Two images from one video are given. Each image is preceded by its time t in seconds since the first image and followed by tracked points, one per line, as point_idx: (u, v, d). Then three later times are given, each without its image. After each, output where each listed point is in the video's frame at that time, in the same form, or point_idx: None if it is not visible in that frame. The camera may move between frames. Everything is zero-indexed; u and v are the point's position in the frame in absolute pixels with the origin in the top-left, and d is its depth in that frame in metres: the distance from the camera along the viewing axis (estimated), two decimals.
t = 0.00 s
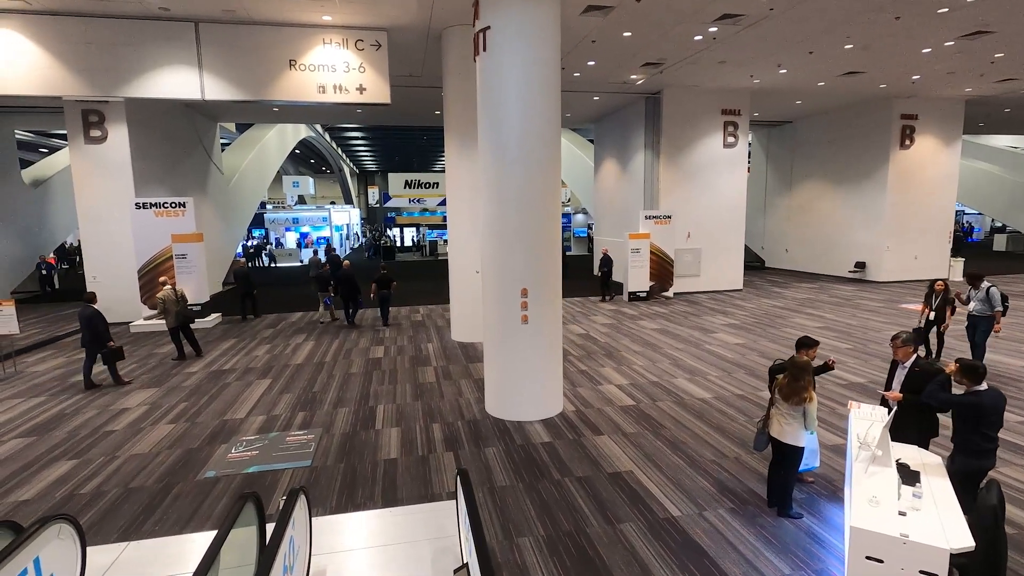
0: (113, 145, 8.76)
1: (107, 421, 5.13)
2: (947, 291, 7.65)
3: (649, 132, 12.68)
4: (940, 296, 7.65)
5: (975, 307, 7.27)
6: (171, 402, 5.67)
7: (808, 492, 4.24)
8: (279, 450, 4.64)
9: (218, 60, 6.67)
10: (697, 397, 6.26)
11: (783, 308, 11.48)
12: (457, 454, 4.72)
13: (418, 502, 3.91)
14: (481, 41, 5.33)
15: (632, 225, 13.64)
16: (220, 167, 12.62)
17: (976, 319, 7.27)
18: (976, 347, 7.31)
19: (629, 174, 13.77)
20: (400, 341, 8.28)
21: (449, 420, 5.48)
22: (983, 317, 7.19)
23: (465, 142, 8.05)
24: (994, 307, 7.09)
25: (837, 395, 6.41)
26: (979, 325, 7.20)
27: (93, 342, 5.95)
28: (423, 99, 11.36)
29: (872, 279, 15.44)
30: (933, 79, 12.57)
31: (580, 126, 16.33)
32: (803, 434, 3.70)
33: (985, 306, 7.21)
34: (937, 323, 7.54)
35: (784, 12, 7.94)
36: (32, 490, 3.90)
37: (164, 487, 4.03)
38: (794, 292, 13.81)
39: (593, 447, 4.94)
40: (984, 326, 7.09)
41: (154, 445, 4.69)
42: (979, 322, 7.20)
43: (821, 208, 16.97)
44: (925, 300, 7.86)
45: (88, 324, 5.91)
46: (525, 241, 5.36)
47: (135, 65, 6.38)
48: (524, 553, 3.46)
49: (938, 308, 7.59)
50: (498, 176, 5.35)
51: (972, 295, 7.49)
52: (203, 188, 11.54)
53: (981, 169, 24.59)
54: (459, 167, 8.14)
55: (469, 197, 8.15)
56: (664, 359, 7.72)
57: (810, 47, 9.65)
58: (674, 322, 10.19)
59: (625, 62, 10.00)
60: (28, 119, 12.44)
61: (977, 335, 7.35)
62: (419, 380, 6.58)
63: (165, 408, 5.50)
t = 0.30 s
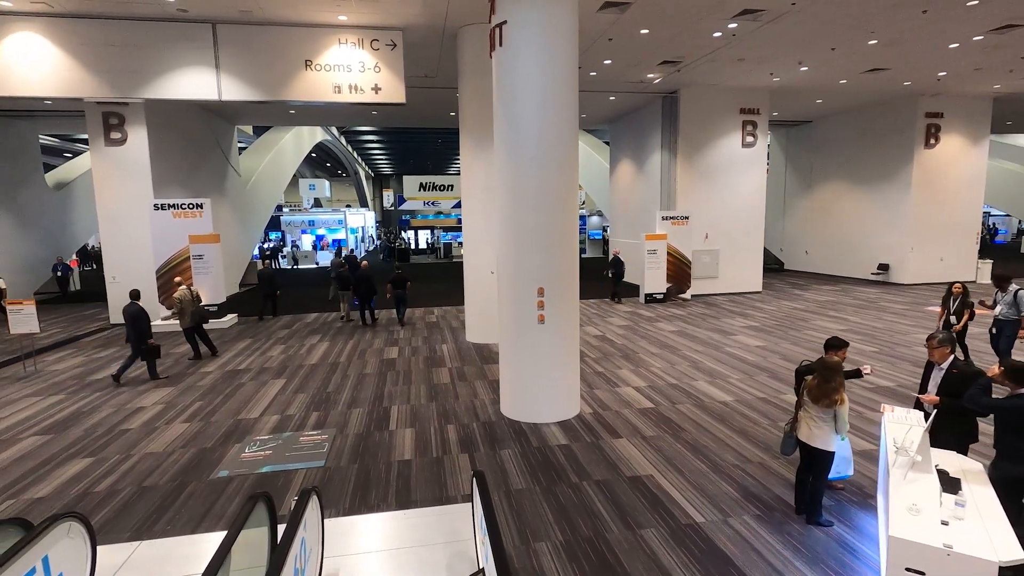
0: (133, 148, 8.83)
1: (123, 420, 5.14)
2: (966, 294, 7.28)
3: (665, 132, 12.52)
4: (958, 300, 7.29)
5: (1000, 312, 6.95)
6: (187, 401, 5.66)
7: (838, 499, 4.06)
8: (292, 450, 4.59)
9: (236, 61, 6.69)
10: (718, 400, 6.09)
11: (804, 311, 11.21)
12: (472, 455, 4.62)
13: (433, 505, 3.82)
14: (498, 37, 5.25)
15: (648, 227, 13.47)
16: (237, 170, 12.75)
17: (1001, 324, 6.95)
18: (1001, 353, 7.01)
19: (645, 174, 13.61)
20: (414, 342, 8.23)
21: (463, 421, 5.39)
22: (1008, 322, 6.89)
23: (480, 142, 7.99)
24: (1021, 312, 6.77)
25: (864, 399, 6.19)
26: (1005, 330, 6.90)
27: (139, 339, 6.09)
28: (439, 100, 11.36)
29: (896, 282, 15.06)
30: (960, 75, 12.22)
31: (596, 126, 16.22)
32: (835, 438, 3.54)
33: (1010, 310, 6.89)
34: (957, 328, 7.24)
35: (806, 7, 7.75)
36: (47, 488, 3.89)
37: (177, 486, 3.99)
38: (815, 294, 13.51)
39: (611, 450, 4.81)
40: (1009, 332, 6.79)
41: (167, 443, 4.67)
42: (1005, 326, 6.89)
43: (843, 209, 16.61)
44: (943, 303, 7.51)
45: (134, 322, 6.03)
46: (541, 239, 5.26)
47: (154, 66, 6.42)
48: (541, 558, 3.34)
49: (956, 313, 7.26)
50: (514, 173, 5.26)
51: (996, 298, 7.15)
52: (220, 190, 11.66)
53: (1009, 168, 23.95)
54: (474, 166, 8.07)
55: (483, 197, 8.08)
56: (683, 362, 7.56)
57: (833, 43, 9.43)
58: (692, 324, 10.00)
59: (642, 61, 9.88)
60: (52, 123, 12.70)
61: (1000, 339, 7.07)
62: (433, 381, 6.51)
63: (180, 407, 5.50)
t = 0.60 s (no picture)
0: (153, 149, 9.00)
1: (141, 418, 5.15)
2: (990, 293, 6.94)
3: (684, 130, 12.33)
4: (981, 299, 6.98)
5: None
6: (205, 399, 5.67)
7: (872, 504, 3.87)
8: (308, 449, 4.55)
9: (254, 61, 6.72)
10: (742, 401, 5.91)
11: (829, 311, 10.91)
12: (489, 455, 4.53)
13: (450, 506, 3.73)
14: (515, 30, 5.16)
15: (667, 226, 13.28)
16: (255, 172, 12.89)
17: None
18: None
19: (663, 173, 13.43)
20: (430, 342, 8.18)
21: (480, 421, 5.30)
22: None
23: (496, 140, 7.92)
24: None
25: (895, 401, 5.95)
26: None
27: (179, 334, 6.30)
28: (455, 100, 11.33)
29: (923, 282, 14.62)
30: (992, 68, 11.82)
31: (613, 125, 16.07)
32: (870, 440, 3.37)
33: None
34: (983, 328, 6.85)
35: None
36: (66, 485, 3.90)
37: (193, 484, 3.97)
38: (840, 294, 13.16)
39: (632, 452, 4.67)
40: None
41: (184, 441, 4.66)
42: None
43: (867, 207, 16.20)
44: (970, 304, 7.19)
45: (175, 319, 6.28)
46: (560, 235, 5.14)
47: (174, 66, 6.47)
48: (561, 562, 3.23)
49: (978, 313, 6.93)
50: (531, 169, 5.16)
51: None
52: (239, 192, 11.79)
53: None
54: (492, 165, 8.01)
55: (499, 195, 8.01)
56: (704, 362, 7.38)
57: (858, 36, 9.18)
58: (712, 324, 9.80)
59: (660, 57, 9.73)
60: (77, 127, 12.97)
61: None
62: (449, 381, 6.44)
63: (198, 405, 5.50)
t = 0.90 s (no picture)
0: (169, 152, 9.11)
1: (155, 417, 5.14)
2: (1012, 296, 6.64)
3: (700, 129, 12.16)
4: (1001, 302, 6.70)
5: None
6: (218, 399, 5.65)
7: (905, 512, 3.69)
8: (321, 450, 4.48)
9: (268, 63, 6.72)
10: (763, 404, 5.73)
11: (850, 313, 10.64)
12: (504, 458, 4.42)
13: (463, 509, 3.62)
14: (530, 24, 5.07)
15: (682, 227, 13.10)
16: (270, 175, 12.99)
17: None
18: None
19: (679, 173, 13.26)
20: (444, 343, 8.10)
21: (494, 423, 5.20)
22: None
23: (509, 139, 7.84)
24: None
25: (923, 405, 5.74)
26: None
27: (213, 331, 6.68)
28: (468, 101, 11.30)
29: (947, 283, 14.24)
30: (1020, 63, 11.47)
31: (627, 126, 15.93)
32: (903, 444, 3.20)
33: None
34: (1000, 331, 6.59)
35: None
36: (78, 484, 3.87)
37: (204, 484, 3.92)
38: (860, 296, 12.86)
39: (650, 455, 4.53)
40: None
41: (197, 441, 4.63)
42: None
43: (889, 207, 15.83)
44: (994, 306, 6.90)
45: (208, 316, 6.63)
46: (576, 233, 5.04)
47: (190, 69, 6.51)
48: (579, 568, 3.11)
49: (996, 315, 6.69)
50: (547, 165, 5.06)
51: None
52: (254, 194, 11.88)
53: None
54: (506, 165, 7.93)
55: (513, 195, 7.93)
56: (723, 364, 7.20)
57: (880, 31, 8.95)
58: (730, 326, 9.60)
59: (676, 55, 9.59)
60: (97, 132, 13.19)
61: None
62: (462, 382, 6.34)
63: (211, 406, 5.48)
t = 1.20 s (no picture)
0: (188, 156, 9.21)
1: (171, 419, 5.14)
2: None
3: (718, 131, 11.98)
4: None
5: None
6: (233, 401, 5.64)
7: (946, 523, 3.49)
8: (334, 452, 4.42)
9: (285, 66, 6.75)
10: (788, 410, 5.53)
11: (875, 317, 10.34)
12: (520, 462, 4.32)
13: (479, 515, 3.52)
14: (546, 21, 4.99)
15: (701, 230, 12.89)
16: (287, 179, 13.12)
17: None
18: None
19: (697, 175, 13.08)
20: (458, 346, 8.03)
21: (510, 426, 5.10)
22: None
23: (525, 140, 7.77)
24: None
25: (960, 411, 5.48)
26: None
27: (247, 330, 6.86)
28: (484, 103, 11.28)
29: (976, 287, 13.80)
30: None
31: (644, 128, 15.79)
32: (942, 450, 3.01)
33: None
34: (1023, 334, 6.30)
35: None
36: (93, 485, 3.86)
37: (218, 485, 3.88)
38: (886, 300, 12.50)
39: (672, 461, 4.39)
40: None
41: (211, 443, 4.61)
42: None
43: (914, 209, 15.42)
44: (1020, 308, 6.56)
45: (242, 315, 6.79)
46: (593, 233, 4.93)
47: (209, 73, 6.57)
48: None
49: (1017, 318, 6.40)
50: (564, 163, 4.97)
51: None
52: (271, 199, 11.99)
53: None
54: (521, 167, 7.85)
55: (529, 196, 7.85)
56: (744, 368, 7.01)
57: (905, 28, 8.72)
58: (751, 330, 9.37)
59: (694, 55, 9.46)
60: (121, 139, 13.46)
61: None
62: (478, 385, 6.25)
63: (227, 407, 5.47)
